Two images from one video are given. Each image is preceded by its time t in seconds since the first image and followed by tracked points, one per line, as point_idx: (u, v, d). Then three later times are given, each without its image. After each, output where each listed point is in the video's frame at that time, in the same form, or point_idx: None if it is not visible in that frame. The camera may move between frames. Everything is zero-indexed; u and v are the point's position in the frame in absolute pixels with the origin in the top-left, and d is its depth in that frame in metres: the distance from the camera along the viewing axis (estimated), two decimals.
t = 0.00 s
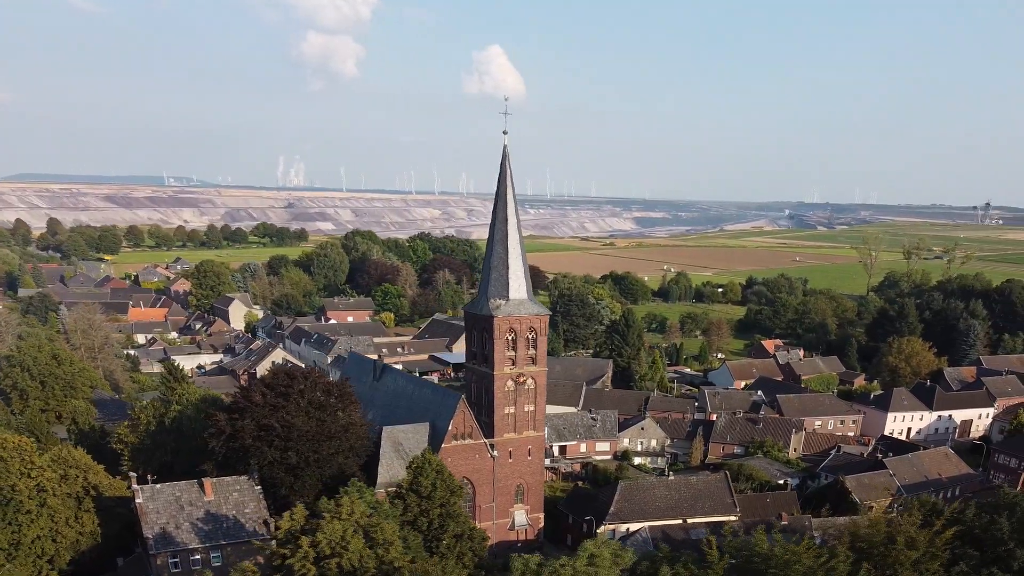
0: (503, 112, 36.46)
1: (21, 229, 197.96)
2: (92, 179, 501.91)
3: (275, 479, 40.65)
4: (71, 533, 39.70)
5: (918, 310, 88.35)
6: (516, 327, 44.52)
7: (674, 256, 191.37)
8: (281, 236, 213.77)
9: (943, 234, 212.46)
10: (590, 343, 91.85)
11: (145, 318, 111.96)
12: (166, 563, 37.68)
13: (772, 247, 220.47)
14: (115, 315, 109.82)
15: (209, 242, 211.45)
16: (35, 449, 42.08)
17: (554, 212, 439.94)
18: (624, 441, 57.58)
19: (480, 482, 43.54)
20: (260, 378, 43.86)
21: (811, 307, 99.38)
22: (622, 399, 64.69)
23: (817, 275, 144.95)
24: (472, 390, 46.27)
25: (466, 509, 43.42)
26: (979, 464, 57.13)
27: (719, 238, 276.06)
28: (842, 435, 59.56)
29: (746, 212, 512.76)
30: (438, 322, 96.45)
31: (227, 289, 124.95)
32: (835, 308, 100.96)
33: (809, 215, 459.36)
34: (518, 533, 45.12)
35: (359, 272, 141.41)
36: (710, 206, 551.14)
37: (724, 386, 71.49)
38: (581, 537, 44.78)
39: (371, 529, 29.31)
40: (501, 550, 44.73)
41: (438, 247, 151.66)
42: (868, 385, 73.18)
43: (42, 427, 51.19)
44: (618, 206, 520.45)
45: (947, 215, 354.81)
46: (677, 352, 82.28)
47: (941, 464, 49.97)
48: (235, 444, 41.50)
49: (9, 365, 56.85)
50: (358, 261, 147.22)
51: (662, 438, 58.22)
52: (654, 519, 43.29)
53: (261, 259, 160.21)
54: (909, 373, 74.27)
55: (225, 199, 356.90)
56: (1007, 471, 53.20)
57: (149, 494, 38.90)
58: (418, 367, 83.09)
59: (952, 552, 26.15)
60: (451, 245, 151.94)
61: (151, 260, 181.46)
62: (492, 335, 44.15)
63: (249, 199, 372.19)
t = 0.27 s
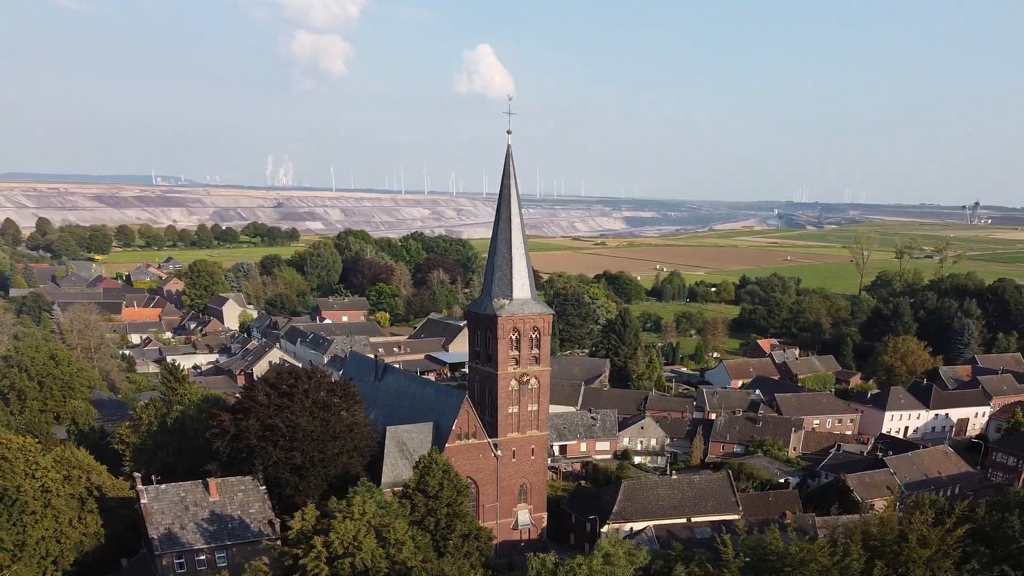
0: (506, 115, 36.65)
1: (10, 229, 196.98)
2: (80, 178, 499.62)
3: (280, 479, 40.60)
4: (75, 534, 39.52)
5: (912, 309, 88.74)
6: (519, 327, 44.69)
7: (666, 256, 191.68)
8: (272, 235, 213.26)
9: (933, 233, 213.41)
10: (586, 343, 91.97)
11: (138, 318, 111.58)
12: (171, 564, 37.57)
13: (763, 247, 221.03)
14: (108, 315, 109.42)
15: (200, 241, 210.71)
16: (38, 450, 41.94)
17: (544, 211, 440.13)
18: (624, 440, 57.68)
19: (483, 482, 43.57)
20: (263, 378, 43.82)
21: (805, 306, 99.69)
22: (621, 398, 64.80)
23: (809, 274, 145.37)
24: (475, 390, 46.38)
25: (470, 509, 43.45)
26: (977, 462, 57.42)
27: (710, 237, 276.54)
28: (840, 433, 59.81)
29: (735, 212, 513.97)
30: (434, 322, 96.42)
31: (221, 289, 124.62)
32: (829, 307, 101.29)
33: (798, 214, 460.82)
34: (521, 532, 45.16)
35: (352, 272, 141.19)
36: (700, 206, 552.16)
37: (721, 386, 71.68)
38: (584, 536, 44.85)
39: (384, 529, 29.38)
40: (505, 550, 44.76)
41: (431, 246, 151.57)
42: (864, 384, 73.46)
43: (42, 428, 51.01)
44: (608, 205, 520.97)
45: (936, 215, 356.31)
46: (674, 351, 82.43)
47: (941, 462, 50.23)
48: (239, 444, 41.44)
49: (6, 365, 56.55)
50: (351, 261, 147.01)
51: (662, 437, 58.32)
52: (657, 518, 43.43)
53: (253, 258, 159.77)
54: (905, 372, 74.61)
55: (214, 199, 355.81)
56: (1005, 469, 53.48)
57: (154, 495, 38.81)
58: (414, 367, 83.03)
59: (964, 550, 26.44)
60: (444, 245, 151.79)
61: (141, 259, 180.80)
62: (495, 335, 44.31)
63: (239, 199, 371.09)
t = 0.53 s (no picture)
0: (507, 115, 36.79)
1: None
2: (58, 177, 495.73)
3: (280, 480, 40.49)
4: (74, 535, 39.27)
5: (900, 308, 89.37)
6: (518, 327, 44.81)
7: (650, 255, 192.17)
8: (255, 235, 212.34)
9: (915, 232, 214.97)
10: (575, 342, 92.13)
11: (124, 318, 110.90)
12: (172, 565, 37.41)
13: (747, 246, 221.95)
14: (94, 315, 108.69)
15: (182, 241, 209.54)
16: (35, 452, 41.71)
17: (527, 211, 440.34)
18: (618, 439, 57.85)
19: (482, 482, 43.62)
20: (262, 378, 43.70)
21: (793, 305, 100.21)
22: (614, 397, 64.95)
23: (794, 273, 146.13)
24: (473, 390, 46.43)
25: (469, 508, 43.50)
26: (968, 460, 57.89)
27: (694, 237, 277.45)
28: (833, 432, 60.20)
29: (717, 211, 515.83)
30: (423, 322, 96.33)
31: (207, 289, 124.01)
32: (816, 306, 101.84)
33: (779, 213, 462.77)
34: (519, 532, 45.22)
35: (338, 272, 140.81)
36: (682, 205, 553.89)
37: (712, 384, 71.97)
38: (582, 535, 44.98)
39: (392, 528, 29.44)
40: (503, 550, 44.82)
41: (417, 246, 151.39)
42: (854, 383, 73.94)
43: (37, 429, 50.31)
44: (591, 205, 521.73)
45: (916, 215, 358.82)
46: (664, 350, 82.70)
47: (934, 460, 50.64)
48: (239, 445, 41.31)
49: None
50: (336, 260, 146.61)
51: (656, 436, 58.51)
52: (656, 516, 43.60)
53: (238, 258, 159.05)
54: (894, 370, 75.14)
55: (195, 198, 353.98)
56: (996, 467, 53.94)
57: (153, 496, 38.65)
58: (405, 366, 82.92)
59: (970, 546, 26.79)
60: (430, 245, 151.63)
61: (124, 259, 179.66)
62: (494, 334, 44.41)
63: (220, 198, 369.32)
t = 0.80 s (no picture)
0: (504, 113, 36.88)
1: None
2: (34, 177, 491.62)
3: (279, 480, 40.34)
4: (69, 538, 38.96)
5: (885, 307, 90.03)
6: (515, 326, 44.84)
7: (634, 254, 192.67)
8: (237, 234, 211.36)
9: (895, 231, 216.56)
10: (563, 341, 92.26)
11: (108, 318, 110.21)
12: (170, 567, 37.21)
13: (729, 245, 223.03)
14: (77, 315, 107.90)
15: (163, 241, 208.30)
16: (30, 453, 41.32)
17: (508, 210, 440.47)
18: (611, 438, 57.98)
19: (480, 481, 43.64)
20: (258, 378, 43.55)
21: (779, 304, 100.78)
22: (605, 396, 65.13)
23: (777, 272, 146.93)
24: (470, 389, 46.47)
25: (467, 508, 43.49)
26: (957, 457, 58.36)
27: (675, 236, 278.49)
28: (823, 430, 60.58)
29: (696, 211, 517.79)
30: (410, 322, 96.24)
31: (191, 288, 123.35)
32: (801, 304, 102.41)
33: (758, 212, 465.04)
34: (517, 531, 45.25)
35: (322, 271, 140.41)
36: (662, 204, 555.50)
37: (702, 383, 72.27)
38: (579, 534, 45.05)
39: (398, 528, 29.44)
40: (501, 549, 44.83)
41: (401, 246, 151.17)
42: (842, 381, 74.43)
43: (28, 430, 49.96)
44: (571, 204, 522.39)
45: (895, 215, 361.62)
46: (652, 349, 82.98)
47: (926, 458, 51.05)
48: (237, 445, 41.16)
49: None
50: (320, 260, 146.21)
51: (648, 435, 58.70)
52: (653, 515, 43.77)
53: (220, 258, 158.29)
54: (881, 369, 75.71)
55: (174, 198, 351.89)
56: (986, 464, 54.39)
57: (151, 497, 38.45)
58: (393, 366, 82.81)
59: (975, 542, 27.09)
60: (414, 244, 151.45)
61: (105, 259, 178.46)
62: (491, 334, 44.43)
63: (199, 198, 367.33)
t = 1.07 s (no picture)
0: (503, 112, 36.99)
1: None
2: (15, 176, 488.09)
3: (277, 481, 40.23)
4: (66, 540, 38.73)
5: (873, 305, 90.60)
6: (512, 325, 44.89)
7: (619, 254, 193.09)
8: (220, 234, 210.52)
9: (878, 231, 217.86)
10: (553, 341, 92.37)
11: (94, 319, 109.56)
12: (169, 568, 37.06)
13: (714, 245, 223.83)
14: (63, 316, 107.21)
15: (147, 241, 207.25)
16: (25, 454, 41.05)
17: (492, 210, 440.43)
18: (605, 437, 58.06)
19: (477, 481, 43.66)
20: (256, 378, 43.43)
21: (767, 303, 101.25)
22: (597, 395, 65.25)
23: (764, 271, 147.60)
24: (467, 389, 46.52)
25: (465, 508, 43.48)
26: (948, 455, 58.73)
27: (660, 235, 279.29)
28: (815, 428, 60.89)
29: (680, 210, 519.24)
30: (399, 321, 96.13)
31: (178, 288, 122.79)
32: (789, 303, 102.93)
33: (742, 212, 466.90)
34: (514, 531, 45.24)
35: (309, 271, 140.01)
36: (646, 203, 556.77)
37: (693, 382, 72.48)
38: (577, 533, 45.06)
39: (404, 527, 29.43)
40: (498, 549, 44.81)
41: (388, 245, 150.94)
42: (832, 380, 74.83)
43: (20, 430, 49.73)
44: (555, 203, 522.95)
45: (877, 214, 363.82)
46: (642, 349, 83.19)
47: (919, 456, 51.36)
48: (235, 446, 41.01)
49: None
50: (307, 260, 145.84)
51: (642, 434, 58.85)
52: (650, 514, 43.88)
53: (205, 258, 157.60)
54: (870, 367, 76.17)
55: (157, 198, 350.00)
56: (977, 462, 54.71)
57: (149, 498, 38.32)
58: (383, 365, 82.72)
59: (979, 539, 27.38)
60: (401, 244, 151.29)
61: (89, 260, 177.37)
62: (488, 333, 44.47)
63: (182, 197, 365.57)
